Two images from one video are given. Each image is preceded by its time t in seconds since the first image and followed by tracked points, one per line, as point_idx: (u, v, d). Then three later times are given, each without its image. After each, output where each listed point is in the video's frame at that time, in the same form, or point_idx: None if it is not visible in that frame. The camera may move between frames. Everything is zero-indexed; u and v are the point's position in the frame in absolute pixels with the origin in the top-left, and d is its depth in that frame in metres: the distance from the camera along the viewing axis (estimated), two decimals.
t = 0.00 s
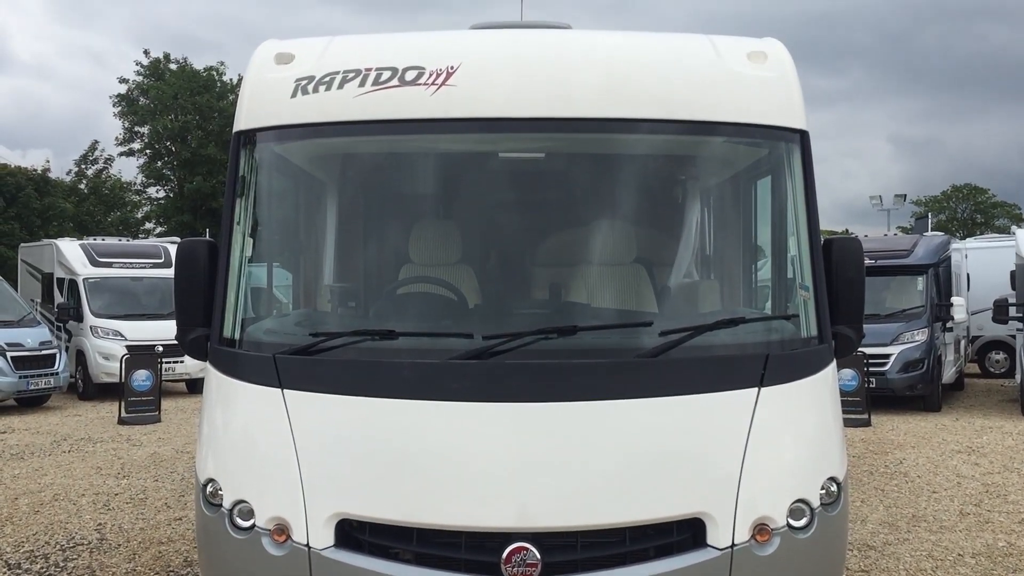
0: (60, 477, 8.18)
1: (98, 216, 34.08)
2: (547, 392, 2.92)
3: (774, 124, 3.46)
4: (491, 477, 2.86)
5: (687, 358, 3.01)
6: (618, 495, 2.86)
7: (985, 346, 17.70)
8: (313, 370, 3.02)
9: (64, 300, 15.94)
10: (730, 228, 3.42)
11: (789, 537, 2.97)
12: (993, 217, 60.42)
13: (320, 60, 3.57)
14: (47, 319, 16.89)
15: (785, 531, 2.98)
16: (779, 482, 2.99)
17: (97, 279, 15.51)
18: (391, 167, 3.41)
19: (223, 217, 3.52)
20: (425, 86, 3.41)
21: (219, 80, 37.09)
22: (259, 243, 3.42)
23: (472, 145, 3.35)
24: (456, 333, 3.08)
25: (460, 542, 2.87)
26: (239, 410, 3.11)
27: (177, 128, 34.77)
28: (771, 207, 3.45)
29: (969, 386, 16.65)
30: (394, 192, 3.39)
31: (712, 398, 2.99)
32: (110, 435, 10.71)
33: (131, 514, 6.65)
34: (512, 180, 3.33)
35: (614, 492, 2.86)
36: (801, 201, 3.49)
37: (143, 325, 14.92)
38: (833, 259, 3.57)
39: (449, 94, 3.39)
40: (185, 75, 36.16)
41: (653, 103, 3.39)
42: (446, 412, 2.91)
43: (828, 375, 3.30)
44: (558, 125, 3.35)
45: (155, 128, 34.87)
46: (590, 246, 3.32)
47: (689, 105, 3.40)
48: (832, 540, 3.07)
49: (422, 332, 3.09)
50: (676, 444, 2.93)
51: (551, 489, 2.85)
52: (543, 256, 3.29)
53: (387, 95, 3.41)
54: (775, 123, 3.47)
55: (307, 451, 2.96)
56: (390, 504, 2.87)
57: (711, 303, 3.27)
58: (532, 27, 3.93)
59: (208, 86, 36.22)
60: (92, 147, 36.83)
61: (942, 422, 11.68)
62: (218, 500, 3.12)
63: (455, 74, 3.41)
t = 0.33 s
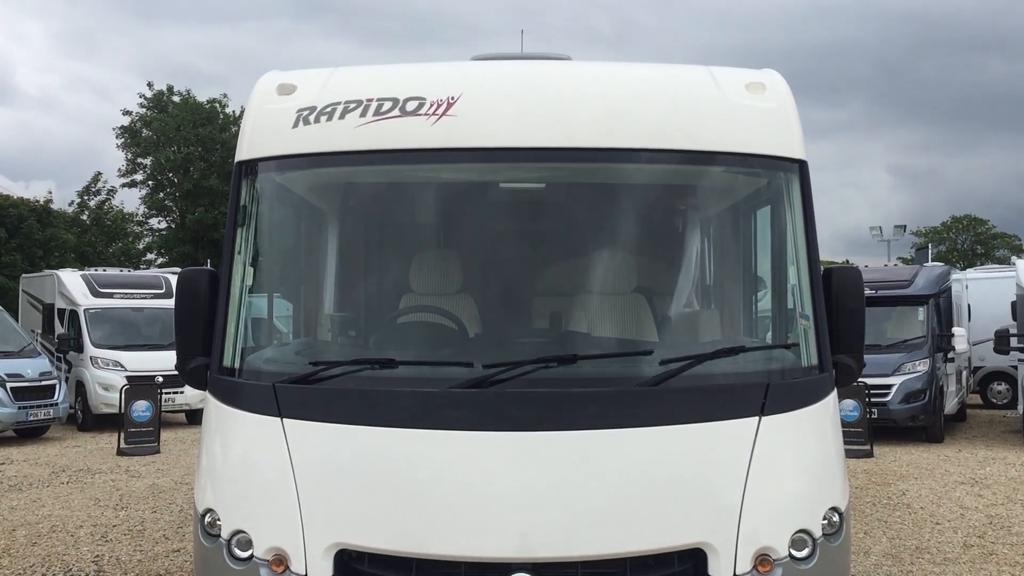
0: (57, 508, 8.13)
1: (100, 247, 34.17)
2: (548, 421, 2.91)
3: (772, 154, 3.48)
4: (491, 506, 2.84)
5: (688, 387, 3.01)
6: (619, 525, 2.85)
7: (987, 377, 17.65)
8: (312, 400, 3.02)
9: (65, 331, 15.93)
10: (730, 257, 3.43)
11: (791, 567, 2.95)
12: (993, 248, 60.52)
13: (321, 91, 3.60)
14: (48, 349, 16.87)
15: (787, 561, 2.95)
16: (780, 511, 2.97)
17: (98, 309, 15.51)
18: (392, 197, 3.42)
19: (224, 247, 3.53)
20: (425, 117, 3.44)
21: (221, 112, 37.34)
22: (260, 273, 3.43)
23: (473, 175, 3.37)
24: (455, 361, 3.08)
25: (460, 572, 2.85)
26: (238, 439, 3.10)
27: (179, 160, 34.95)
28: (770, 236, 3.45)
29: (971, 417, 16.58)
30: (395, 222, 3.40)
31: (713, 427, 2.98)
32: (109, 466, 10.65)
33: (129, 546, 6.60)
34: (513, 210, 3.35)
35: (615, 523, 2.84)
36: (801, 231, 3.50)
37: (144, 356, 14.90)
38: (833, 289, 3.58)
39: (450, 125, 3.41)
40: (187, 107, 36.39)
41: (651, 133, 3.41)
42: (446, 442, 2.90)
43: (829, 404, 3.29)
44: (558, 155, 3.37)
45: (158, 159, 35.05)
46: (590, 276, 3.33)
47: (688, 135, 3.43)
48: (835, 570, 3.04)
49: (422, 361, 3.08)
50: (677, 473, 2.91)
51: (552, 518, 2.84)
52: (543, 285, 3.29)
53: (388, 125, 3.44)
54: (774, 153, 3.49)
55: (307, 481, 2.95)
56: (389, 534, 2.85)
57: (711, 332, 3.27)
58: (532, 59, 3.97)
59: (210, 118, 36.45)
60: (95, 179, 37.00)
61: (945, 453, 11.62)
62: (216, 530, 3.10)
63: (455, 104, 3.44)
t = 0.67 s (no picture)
0: (56, 530, 8.10)
1: (101, 270, 34.23)
2: (548, 439, 2.91)
3: (771, 172, 3.50)
4: (492, 524, 2.84)
5: (688, 405, 3.00)
6: (622, 543, 2.84)
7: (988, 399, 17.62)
8: (312, 419, 3.02)
9: (65, 352, 15.93)
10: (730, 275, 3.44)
11: None
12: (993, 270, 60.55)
13: (322, 111, 3.62)
14: (48, 371, 16.86)
15: None
16: (782, 530, 2.96)
17: (99, 330, 15.51)
18: (392, 216, 3.43)
19: (225, 266, 3.53)
20: (426, 135, 3.46)
21: (223, 134, 37.51)
22: (261, 292, 3.44)
23: (473, 194, 3.39)
24: (456, 379, 3.08)
25: None
26: (239, 457, 3.10)
27: (181, 182, 35.07)
28: (771, 255, 3.45)
29: (974, 439, 16.52)
30: (395, 242, 3.41)
31: (713, 445, 2.97)
32: (109, 488, 10.62)
33: (128, 567, 6.57)
34: (513, 229, 3.36)
35: (615, 541, 2.83)
36: (801, 250, 3.50)
37: (144, 378, 14.88)
38: (833, 308, 3.58)
39: (450, 144, 3.44)
40: (189, 129, 36.54)
41: (651, 152, 3.43)
42: (446, 460, 2.89)
43: (830, 423, 3.28)
44: (558, 174, 3.39)
45: (160, 182, 35.17)
46: (590, 296, 3.34)
47: (687, 154, 3.44)
48: None
49: (422, 378, 3.08)
50: (677, 492, 2.90)
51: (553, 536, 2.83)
52: (543, 305, 3.30)
53: (388, 144, 3.46)
54: (773, 172, 3.51)
55: (307, 499, 2.94)
56: (389, 551, 2.84)
57: (712, 351, 3.27)
58: (532, 79, 3.99)
59: (212, 141, 36.61)
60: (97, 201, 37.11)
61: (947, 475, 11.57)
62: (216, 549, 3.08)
63: (455, 124, 3.47)
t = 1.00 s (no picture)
0: (59, 545, 8.10)
1: (106, 286, 34.32)
2: (551, 449, 2.91)
3: (773, 184, 3.52)
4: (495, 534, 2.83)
5: (690, 415, 3.01)
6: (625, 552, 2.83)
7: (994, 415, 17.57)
8: (316, 429, 3.02)
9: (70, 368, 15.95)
10: (732, 287, 3.45)
11: None
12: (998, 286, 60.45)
13: (326, 123, 3.65)
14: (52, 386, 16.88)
15: None
16: (785, 540, 2.95)
17: (103, 346, 15.53)
18: (396, 228, 3.45)
19: (229, 278, 3.55)
20: (429, 147, 3.48)
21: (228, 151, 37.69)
22: (265, 303, 3.45)
23: (476, 206, 3.40)
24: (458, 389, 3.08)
25: None
26: (242, 467, 3.10)
27: (186, 199, 35.20)
28: (773, 266, 3.46)
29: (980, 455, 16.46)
30: (398, 254, 3.43)
31: (716, 455, 2.97)
32: (113, 504, 10.61)
33: None
34: (515, 240, 3.37)
35: (618, 551, 2.83)
36: (803, 261, 3.51)
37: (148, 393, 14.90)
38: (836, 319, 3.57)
39: (454, 156, 3.46)
40: (194, 146, 36.70)
41: (653, 163, 3.45)
42: (449, 469, 2.89)
43: (833, 434, 3.28)
44: (561, 186, 3.41)
45: (165, 198, 35.30)
46: (593, 307, 3.34)
47: (689, 166, 3.46)
48: None
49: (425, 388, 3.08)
50: (680, 501, 2.90)
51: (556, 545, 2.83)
52: (547, 315, 3.31)
53: (392, 156, 3.49)
54: (775, 183, 3.53)
55: (310, 509, 2.94)
56: (392, 561, 2.84)
57: (715, 361, 3.27)
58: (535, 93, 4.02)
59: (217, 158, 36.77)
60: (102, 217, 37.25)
61: (953, 490, 11.53)
62: (218, 559, 3.07)
63: (458, 135, 3.49)
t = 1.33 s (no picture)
0: (60, 549, 8.10)
1: (109, 293, 34.37)
2: (550, 447, 2.92)
3: (772, 183, 3.53)
4: (495, 531, 2.84)
5: (691, 413, 3.01)
6: (623, 549, 2.83)
7: (997, 421, 17.54)
8: (317, 427, 3.03)
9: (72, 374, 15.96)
10: (731, 286, 3.46)
11: None
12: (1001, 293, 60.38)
13: (328, 124, 3.67)
14: (55, 392, 16.90)
15: None
16: (786, 537, 2.95)
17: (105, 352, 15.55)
18: (396, 228, 3.46)
19: (230, 278, 3.56)
20: (430, 147, 3.50)
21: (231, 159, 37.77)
22: (266, 303, 3.46)
23: (476, 205, 3.41)
24: (459, 388, 3.09)
25: None
26: (242, 465, 3.11)
27: (189, 206, 35.26)
28: (772, 265, 3.47)
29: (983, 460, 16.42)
30: (399, 253, 3.44)
31: (716, 453, 2.98)
32: (115, 509, 10.60)
33: None
34: (516, 239, 3.38)
35: (618, 548, 2.83)
36: (803, 260, 3.51)
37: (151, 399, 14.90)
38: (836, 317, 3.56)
39: (454, 156, 3.47)
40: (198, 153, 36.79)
41: (653, 162, 3.46)
42: (449, 467, 2.90)
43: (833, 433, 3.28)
44: (560, 185, 3.42)
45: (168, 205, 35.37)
46: (592, 306, 3.35)
47: (688, 166, 3.47)
48: None
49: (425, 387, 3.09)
50: (680, 498, 2.91)
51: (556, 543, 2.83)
52: (547, 314, 3.32)
53: (393, 156, 3.50)
54: (775, 183, 3.53)
55: (310, 506, 2.94)
56: (392, 559, 2.84)
57: (715, 361, 3.28)
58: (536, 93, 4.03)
59: (220, 165, 36.84)
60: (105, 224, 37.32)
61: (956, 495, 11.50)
62: (218, 557, 3.07)
63: (459, 135, 3.51)
